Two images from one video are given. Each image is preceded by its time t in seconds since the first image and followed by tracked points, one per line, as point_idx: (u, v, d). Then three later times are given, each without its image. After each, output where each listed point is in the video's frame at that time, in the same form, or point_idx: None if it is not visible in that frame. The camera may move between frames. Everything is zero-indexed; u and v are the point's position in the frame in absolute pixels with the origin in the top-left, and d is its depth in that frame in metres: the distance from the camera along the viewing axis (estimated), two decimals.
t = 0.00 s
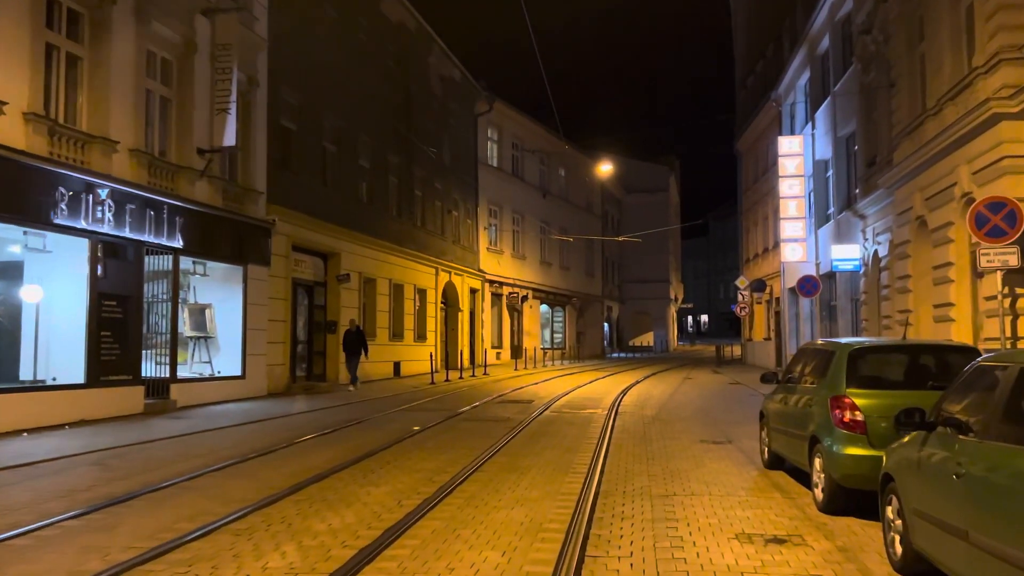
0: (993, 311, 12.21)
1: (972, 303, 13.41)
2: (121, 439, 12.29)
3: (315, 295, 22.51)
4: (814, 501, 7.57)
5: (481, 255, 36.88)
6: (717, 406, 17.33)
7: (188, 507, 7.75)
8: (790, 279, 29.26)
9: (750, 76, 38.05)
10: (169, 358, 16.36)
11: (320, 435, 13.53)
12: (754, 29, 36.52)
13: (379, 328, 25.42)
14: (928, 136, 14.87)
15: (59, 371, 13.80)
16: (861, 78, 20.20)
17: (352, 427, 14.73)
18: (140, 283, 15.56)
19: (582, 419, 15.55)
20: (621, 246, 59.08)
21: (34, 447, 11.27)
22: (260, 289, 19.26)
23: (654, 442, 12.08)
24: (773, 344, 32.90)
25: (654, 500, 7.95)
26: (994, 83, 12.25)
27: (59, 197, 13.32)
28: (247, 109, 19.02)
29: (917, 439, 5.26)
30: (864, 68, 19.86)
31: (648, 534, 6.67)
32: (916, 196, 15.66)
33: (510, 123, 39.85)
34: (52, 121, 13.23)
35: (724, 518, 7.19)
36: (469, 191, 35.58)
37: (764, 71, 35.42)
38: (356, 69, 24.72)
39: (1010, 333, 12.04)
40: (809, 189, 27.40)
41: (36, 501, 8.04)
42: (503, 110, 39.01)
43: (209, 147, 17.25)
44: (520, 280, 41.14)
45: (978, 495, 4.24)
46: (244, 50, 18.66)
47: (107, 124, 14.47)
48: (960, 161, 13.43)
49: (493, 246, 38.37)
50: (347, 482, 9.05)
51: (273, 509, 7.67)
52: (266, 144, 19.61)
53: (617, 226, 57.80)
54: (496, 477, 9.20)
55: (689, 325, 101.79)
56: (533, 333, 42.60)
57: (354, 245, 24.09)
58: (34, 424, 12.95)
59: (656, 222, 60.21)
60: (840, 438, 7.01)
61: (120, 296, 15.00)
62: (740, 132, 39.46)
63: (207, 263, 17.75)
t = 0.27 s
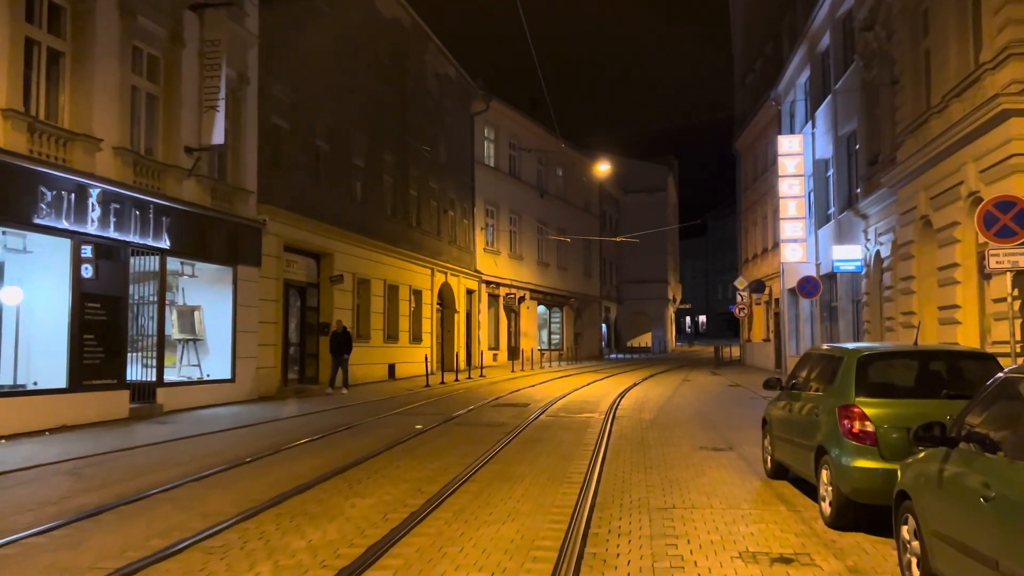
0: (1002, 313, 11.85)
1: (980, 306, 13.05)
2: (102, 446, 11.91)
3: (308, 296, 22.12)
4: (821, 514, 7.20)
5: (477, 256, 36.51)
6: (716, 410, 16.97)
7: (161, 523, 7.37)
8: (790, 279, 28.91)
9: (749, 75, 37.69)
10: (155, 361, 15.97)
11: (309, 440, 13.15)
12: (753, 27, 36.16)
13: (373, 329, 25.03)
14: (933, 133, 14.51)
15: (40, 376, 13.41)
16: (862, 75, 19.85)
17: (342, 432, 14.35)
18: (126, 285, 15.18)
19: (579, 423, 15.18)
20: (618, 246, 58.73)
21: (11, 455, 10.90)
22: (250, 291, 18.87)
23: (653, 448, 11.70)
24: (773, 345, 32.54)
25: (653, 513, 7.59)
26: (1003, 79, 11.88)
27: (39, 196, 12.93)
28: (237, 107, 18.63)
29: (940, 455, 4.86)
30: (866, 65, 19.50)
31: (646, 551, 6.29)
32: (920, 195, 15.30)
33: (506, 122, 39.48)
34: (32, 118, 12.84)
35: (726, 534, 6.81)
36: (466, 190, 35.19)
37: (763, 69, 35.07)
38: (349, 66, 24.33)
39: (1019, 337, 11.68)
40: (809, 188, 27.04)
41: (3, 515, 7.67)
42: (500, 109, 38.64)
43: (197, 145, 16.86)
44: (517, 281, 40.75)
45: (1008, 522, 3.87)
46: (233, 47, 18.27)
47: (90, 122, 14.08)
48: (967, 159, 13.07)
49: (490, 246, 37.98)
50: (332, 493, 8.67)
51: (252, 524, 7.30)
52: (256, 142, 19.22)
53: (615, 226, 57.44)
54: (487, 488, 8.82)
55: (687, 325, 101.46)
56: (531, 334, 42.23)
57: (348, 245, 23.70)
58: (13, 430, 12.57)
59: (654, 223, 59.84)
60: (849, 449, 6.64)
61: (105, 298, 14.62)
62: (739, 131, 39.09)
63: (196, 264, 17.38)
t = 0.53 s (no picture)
0: (1010, 311, 11.49)
1: (986, 303, 12.69)
2: (82, 448, 11.54)
3: (300, 294, 21.76)
4: (826, 520, 6.83)
5: (474, 254, 36.14)
6: (715, 411, 16.62)
7: (130, 530, 7.01)
8: (790, 278, 28.57)
9: (748, 72, 37.34)
10: (140, 361, 15.60)
11: (297, 441, 12.78)
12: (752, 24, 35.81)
13: (366, 329, 24.66)
14: (937, 127, 14.17)
15: (19, 376, 13.01)
16: (864, 70, 19.50)
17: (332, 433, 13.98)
18: (110, 282, 14.81)
19: (574, 424, 14.83)
20: (616, 246, 58.40)
21: None
22: (239, 289, 18.50)
23: (650, 450, 11.35)
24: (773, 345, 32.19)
25: (649, 519, 7.22)
26: (1010, 69, 11.54)
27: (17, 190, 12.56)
28: (226, 101, 18.26)
29: (959, 458, 4.49)
30: (867, 59, 19.16)
31: (642, 560, 5.90)
32: (923, 190, 14.96)
33: (503, 120, 39.12)
34: (10, 109, 12.46)
35: (727, 541, 6.45)
36: (462, 188, 34.83)
37: (762, 66, 34.73)
38: (342, 61, 23.97)
39: None
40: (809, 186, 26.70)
41: None
42: (497, 106, 38.28)
43: (184, 139, 16.49)
44: (514, 280, 40.39)
45: None
46: (222, 40, 17.90)
47: (71, 114, 13.70)
48: (972, 152, 12.72)
49: (486, 245, 37.61)
50: (315, 498, 8.30)
51: (226, 531, 6.93)
52: (246, 137, 18.84)
53: (613, 225, 57.10)
54: (477, 491, 8.46)
55: (686, 325, 101.17)
56: (528, 333, 41.87)
57: (341, 242, 23.33)
58: None
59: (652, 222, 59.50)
60: (857, 452, 6.28)
61: (87, 296, 14.24)
62: (738, 129, 38.74)
63: (184, 261, 17.01)
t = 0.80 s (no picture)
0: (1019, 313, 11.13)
1: (994, 305, 12.34)
2: (61, 455, 11.15)
3: (291, 295, 21.38)
4: (833, 536, 6.47)
5: (470, 255, 35.76)
6: (715, 414, 16.27)
7: (98, 547, 6.64)
8: (790, 279, 28.21)
9: (747, 71, 36.99)
10: (124, 364, 15.21)
11: (284, 447, 12.40)
12: (751, 22, 35.45)
13: (360, 330, 24.28)
14: (942, 124, 13.83)
15: None
16: (865, 67, 19.17)
17: (320, 438, 13.60)
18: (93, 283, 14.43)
19: (570, 428, 14.46)
20: (614, 246, 58.06)
21: None
22: (229, 290, 18.12)
23: (648, 457, 10.98)
24: (772, 346, 31.85)
25: (647, 533, 6.85)
26: (1019, 64, 11.19)
27: None
28: (214, 98, 17.90)
29: (985, 478, 4.13)
30: (869, 56, 18.82)
31: None
32: (927, 189, 14.61)
33: (500, 119, 38.75)
34: None
35: (728, 559, 6.07)
36: (458, 188, 34.45)
37: (761, 65, 34.39)
38: (335, 59, 23.59)
39: None
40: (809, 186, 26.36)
41: None
42: (493, 105, 37.90)
43: (172, 137, 16.11)
44: (511, 281, 40.03)
45: None
46: (211, 35, 17.54)
47: (52, 111, 13.31)
48: (979, 150, 12.37)
49: (483, 245, 37.24)
50: (296, 510, 7.93)
51: (199, 547, 6.57)
52: (235, 135, 18.46)
53: (611, 225, 56.73)
54: (466, 503, 8.08)
55: (684, 326, 100.87)
56: (525, 335, 41.49)
57: (333, 243, 22.94)
58: None
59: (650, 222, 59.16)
60: (868, 464, 5.91)
61: (69, 297, 13.86)
62: (737, 128, 38.40)
63: (170, 262, 16.64)
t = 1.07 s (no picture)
0: None
1: (1003, 303, 11.99)
2: (40, 457, 10.77)
3: (283, 294, 21.00)
4: (844, 544, 6.10)
5: (466, 254, 35.39)
6: (715, 415, 15.90)
7: (66, 555, 6.27)
8: (790, 277, 27.87)
9: (746, 68, 36.64)
10: (109, 363, 14.82)
11: (272, 448, 12.03)
12: (751, 19, 35.10)
13: (354, 329, 23.91)
14: (949, 117, 13.48)
15: None
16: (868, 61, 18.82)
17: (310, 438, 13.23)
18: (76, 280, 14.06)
19: (568, 429, 14.10)
20: (612, 245, 57.70)
21: None
22: (218, 288, 17.73)
23: (646, 459, 10.61)
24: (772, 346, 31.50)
25: (647, 541, 6.49)
26: None
27: None
28: (204, 92, 17.52)
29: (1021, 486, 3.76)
30: (872, 49, 18.47)
31: None
32: (933, 183, 14.26)
33: (497, 117, 38.38)
34: None
35: (733, 568, 5.71)
36: (454, 186, 34.08)
37: (760, 62, 34.06)
38: (329, 53, 23.22)
39: None
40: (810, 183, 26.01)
41: None
42: (490, 103, 37.54)
43: (159, 131, 15.74)
44: (508, 280, 39.65)
45: None
46: (200, 27, 17.17)
47: (33, 102, 12.93)
48: (987, 142, 12.02)
49: (480, 244, 36.86)
50: (279, 515, 7.56)
51: (172, 556, 6.20)
52: (226, 130, 18.08)
53: (608, 224, 56.39)
54: (457, 508, 7.72)
55: (682, 326, 100.58)
56: (522, 334, 41.12)
57: (327, 240, 22.56)
58: None
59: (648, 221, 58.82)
60: (881, 468, 5.55)
61: (50, 295, 13.48)
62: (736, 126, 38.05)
63: (157, 259, 16.26)
